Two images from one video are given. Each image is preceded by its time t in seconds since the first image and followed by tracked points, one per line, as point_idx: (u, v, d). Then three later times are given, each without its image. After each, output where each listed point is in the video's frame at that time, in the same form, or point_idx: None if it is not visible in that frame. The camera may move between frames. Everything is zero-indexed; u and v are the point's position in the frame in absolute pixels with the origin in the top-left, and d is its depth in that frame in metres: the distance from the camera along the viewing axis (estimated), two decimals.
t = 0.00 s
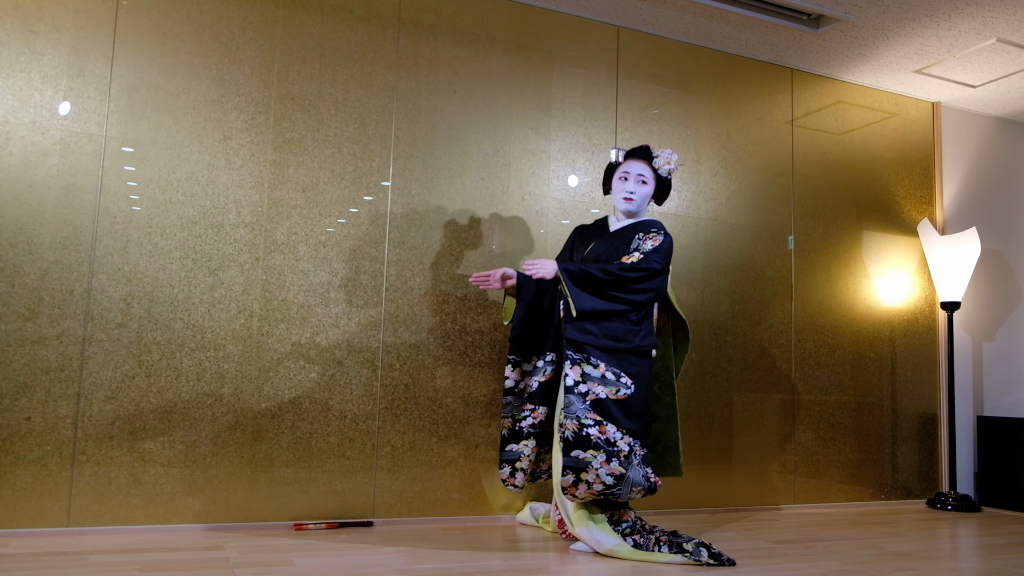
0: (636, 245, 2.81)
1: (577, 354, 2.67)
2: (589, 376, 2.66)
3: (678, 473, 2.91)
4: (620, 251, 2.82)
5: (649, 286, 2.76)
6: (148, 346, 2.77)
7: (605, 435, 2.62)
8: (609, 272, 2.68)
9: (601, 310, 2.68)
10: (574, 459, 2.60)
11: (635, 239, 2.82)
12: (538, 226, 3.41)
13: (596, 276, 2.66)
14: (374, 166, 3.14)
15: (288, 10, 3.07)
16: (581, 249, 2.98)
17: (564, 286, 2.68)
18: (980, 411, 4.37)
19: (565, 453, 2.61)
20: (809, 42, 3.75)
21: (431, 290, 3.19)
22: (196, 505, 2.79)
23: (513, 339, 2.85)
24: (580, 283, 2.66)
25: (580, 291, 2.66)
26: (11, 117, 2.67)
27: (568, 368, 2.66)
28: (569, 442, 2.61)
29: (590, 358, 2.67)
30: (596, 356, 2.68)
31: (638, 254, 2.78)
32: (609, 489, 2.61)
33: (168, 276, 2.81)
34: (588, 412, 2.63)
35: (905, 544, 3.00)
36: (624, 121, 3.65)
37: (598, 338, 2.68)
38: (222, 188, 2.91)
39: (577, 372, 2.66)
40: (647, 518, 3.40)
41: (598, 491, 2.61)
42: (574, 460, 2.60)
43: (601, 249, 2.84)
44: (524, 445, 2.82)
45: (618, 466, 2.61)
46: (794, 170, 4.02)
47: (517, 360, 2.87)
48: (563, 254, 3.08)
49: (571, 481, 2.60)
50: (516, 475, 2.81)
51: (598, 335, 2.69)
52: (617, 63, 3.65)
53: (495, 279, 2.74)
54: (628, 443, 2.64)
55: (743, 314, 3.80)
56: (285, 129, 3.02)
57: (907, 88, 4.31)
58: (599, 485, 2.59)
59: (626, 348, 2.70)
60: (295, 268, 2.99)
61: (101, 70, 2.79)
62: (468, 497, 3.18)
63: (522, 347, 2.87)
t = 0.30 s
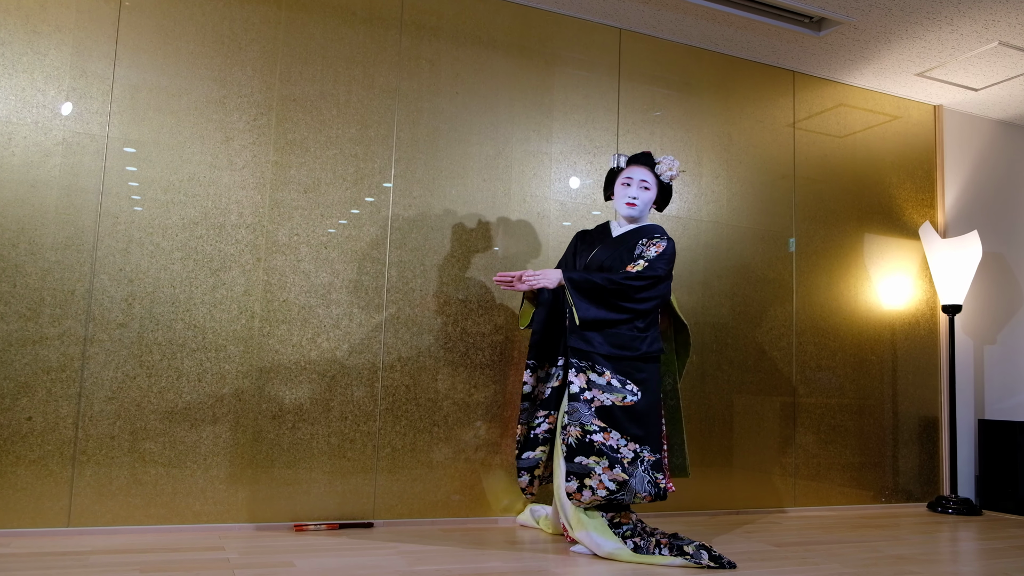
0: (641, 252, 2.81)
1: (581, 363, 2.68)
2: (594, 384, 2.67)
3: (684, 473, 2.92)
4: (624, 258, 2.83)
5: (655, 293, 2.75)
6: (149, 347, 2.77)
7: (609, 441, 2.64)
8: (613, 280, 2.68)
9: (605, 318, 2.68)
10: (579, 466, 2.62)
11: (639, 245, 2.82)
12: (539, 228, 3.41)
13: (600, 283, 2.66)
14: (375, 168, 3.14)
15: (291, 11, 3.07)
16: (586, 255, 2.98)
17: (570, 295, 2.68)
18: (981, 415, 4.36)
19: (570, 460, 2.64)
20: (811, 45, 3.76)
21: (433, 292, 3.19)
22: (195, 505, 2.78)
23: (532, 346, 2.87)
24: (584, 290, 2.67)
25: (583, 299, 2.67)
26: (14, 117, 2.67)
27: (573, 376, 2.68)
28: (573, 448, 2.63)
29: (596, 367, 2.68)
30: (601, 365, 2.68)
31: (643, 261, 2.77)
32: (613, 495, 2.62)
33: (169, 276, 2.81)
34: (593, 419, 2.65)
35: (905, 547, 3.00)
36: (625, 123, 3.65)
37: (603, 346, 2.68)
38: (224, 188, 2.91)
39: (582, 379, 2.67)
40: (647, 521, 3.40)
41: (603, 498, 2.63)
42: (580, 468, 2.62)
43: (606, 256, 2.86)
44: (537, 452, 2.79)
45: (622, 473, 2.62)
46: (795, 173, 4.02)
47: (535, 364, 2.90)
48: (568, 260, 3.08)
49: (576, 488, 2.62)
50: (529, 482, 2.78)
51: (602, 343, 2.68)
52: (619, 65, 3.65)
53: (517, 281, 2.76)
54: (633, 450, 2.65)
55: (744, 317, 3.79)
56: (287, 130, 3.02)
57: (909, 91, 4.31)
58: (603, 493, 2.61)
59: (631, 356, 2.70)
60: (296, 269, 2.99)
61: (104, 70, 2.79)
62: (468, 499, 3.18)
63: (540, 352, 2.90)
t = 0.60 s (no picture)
0: (642, 255, 2.80)
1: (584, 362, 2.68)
2: (597, 384, 2.67)
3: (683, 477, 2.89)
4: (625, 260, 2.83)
5: (656, 296, 2.76)
6: (150, 348, 2.77)
7: (611, 442, 2.63)
8: (615, 282, 2.69)
9: (608, 321, 2.69)
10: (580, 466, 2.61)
11: (641, 248, 2.82)
12: (539, 229, 3.41)
13: (603, 286, 2.68)
14: (376, 168, 3.14)
15: (291, 12, 3.07)
16: (586, 256, 2.97)
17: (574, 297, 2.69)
18: (982, 415, 4.37)
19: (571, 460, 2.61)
20: (812, 45, 3.76)
21: (434, 293, 3.19)
22: (196, 507, 2.78)
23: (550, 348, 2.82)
24: (587, 292, 2.68)
25: (587, 301, 2.68)
26: (14, 119, 2.67)
27: (577, 375, 2.67)
28: (576, 448, 2.61)
29: (598, 367, 2.68)
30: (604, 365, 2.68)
31: (645, 263, 2.77)
32: (614, 496, 2.61)
33: (170, 278, 2.81)
34: (596, 420, 2.64)
35: (906, 548, 3.00)
36: (626, 123, 3.65)
37: (606, 348, 2.68)
38: (225, 189, 2.91)
39: (586, 379, 2.66)
40: (647, 521, 3.40)
41: (603, 499, 2.61)
42: (580, 468, 2.61)
43: (606, 258, 2.84)
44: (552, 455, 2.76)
45: (622, 474, 2.63)
46: (795, 173, 4.02)
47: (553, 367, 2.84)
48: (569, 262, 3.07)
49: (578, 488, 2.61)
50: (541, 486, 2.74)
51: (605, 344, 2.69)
52: (619, 66, 3.65)
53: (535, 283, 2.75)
54: (632, 451, 2.66)
55: (745, 317, 3.79)
56: (287, 131, 3.02)
57: (910, 91, 4.31)
58: (603, 493, 2.61)
59: (633, 358, 2.71)
60: (297, 270, 2.99)
61: (104, 71, 2.79)
62: (469, 500, 3.18)
63: (557, 354, 2.85)
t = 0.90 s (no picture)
0: (643, 256, 2.80)
1: (584, 363, 2.68)
2: (598, 384, 2.67)
3: (678, 479, 2.90)
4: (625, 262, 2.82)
5: (657, 298, 2.76)
6: (150, 349, 2.77)
7: (611, 443, 2.63)
8: (617, 283, 2.69)
9: (609, 321, 2.69)
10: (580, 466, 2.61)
11: (643, 249, 2.82)
12: (539, 229, 3.41)
13: (604, 287, 2.68)
14: (375, 169, 3.14)
15: (291, 14, 3.07)
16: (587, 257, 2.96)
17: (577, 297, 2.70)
18: (982, 414, 4.36)
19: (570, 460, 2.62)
20: (811, 45, 3.76)
21: (434, 293, 3.19)
22: (197, 508, 2.78)
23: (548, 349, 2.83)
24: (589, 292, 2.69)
25: (590, 301, 2.69)
26: (14, 121, 2.67)
27: (578, 375, 2.67)
28: (575, 448, 2.61)
29: (599, 367, 2.68)
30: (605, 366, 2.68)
31: (647, 264, 2.76)
32: (614, 496, 2.61)
33: (170, 279, 2.81)
34: (597, 419, 2.64)
35: (907, 547, 2.99)
36: (625, 124, 3.65)
37: (608, 348, 2.69)
38: (224, 191, 2.91)
39: (587, 379, 2.67)
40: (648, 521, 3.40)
41: (604, 499, 2.61)
42: (580, 468, 2.61)
43: (607, 259, 2.84)
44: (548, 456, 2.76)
45: (622, 474, 2.62)
46: (795, 173, 4.02)
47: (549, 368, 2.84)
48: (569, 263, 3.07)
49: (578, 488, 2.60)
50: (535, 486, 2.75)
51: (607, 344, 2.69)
52: (619, 67, 3.66)
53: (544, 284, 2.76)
54: (633, 452, 2.65)
55: (745, 317, 3.79)
56: (287, 132, 3.02)
57: (909, 91, 4.31)
58: (604, 493, 2.60)
59: (634, 359, 2.70)
60: (296, 271, 2.99)
61: (104, 73, 2.79)
62: (469, 500, 3.18)
63: (556, 355, 2.85)
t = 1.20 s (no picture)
0: (642, 256, 2.80)
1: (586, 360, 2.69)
2: (598, 382, 2.67)
3: (677, 477, 2.90)
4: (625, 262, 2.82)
5: (657, 297, 2.75)
6: (149, 350, 2.77)
7: (610, 440, 2.63)
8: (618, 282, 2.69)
9: (611, 319, 2.70)
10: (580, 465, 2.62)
11: (642, 248, 2.82)
12: (538, 229, 3.41)
13: (605, 286, 2.68)
14: (374, 169, 3.14)
15: (289, 14, 3.07)
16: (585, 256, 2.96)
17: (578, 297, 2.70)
18: (982, 413, 4.37)
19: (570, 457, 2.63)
20: (810, 44, 3.76)
21: (434, 293, 3.19)
22: (197, 509, 2.78)
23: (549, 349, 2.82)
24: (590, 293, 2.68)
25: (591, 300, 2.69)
26: (12, 122, 2.67)
27: (578, 373, 2.67)
28: (574, 445, 2.63)
29: (600, 365, 2.68)
30: (603, 364, 2.69)
31: (647, 263, 2.77)
32: (613, 494, 2.61)
33: (169, 280, 2.81)
34: (597, 417, 2.64)
35: (907, 546, 2.99)
36: (624, 123, 3.65)
37: (609, 346, 2.69)
38: (223, 191, 2.91)
39: (587, 376, 2.67)
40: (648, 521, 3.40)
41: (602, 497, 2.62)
42: (580, 466, 2.62)
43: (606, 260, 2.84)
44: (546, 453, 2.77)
45: (621, 472, 2.62)
46: (795, 172, 4.02)
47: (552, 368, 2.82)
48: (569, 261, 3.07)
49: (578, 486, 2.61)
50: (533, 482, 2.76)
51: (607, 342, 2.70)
52: (618, 66, 3.66)
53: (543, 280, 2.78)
54: (634, 450, 2.65)
55: (745, 316, 3.79)
56: (286, 132, 3.02)
57: (908, 89, 4.31)
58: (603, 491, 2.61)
59: (634, 357, 2.70)
60: (296, 271, 2.99)
61: (103, 74, 2.79)
62: (469, 500, 3.18)
63: (557, 355, 2.85)
